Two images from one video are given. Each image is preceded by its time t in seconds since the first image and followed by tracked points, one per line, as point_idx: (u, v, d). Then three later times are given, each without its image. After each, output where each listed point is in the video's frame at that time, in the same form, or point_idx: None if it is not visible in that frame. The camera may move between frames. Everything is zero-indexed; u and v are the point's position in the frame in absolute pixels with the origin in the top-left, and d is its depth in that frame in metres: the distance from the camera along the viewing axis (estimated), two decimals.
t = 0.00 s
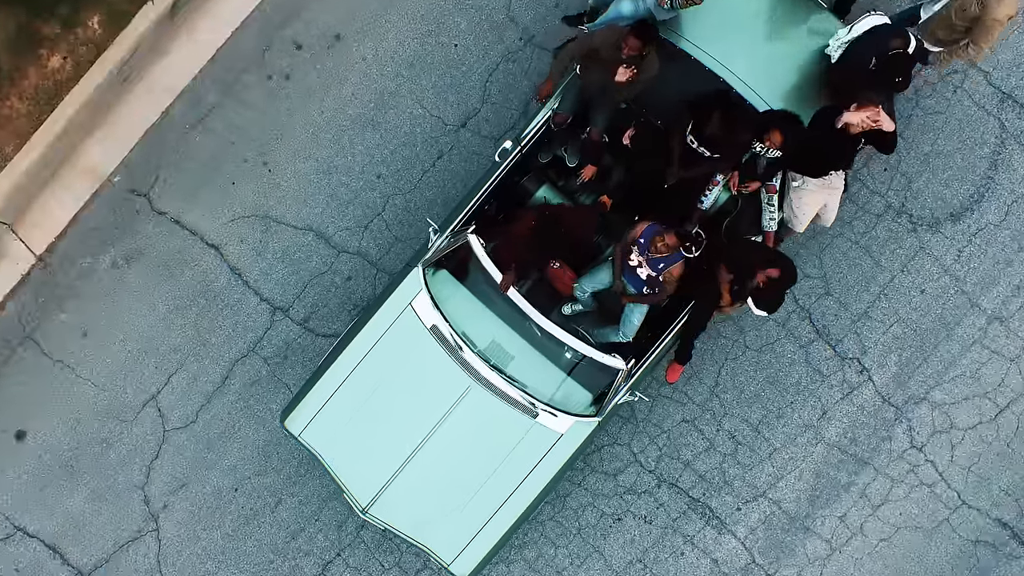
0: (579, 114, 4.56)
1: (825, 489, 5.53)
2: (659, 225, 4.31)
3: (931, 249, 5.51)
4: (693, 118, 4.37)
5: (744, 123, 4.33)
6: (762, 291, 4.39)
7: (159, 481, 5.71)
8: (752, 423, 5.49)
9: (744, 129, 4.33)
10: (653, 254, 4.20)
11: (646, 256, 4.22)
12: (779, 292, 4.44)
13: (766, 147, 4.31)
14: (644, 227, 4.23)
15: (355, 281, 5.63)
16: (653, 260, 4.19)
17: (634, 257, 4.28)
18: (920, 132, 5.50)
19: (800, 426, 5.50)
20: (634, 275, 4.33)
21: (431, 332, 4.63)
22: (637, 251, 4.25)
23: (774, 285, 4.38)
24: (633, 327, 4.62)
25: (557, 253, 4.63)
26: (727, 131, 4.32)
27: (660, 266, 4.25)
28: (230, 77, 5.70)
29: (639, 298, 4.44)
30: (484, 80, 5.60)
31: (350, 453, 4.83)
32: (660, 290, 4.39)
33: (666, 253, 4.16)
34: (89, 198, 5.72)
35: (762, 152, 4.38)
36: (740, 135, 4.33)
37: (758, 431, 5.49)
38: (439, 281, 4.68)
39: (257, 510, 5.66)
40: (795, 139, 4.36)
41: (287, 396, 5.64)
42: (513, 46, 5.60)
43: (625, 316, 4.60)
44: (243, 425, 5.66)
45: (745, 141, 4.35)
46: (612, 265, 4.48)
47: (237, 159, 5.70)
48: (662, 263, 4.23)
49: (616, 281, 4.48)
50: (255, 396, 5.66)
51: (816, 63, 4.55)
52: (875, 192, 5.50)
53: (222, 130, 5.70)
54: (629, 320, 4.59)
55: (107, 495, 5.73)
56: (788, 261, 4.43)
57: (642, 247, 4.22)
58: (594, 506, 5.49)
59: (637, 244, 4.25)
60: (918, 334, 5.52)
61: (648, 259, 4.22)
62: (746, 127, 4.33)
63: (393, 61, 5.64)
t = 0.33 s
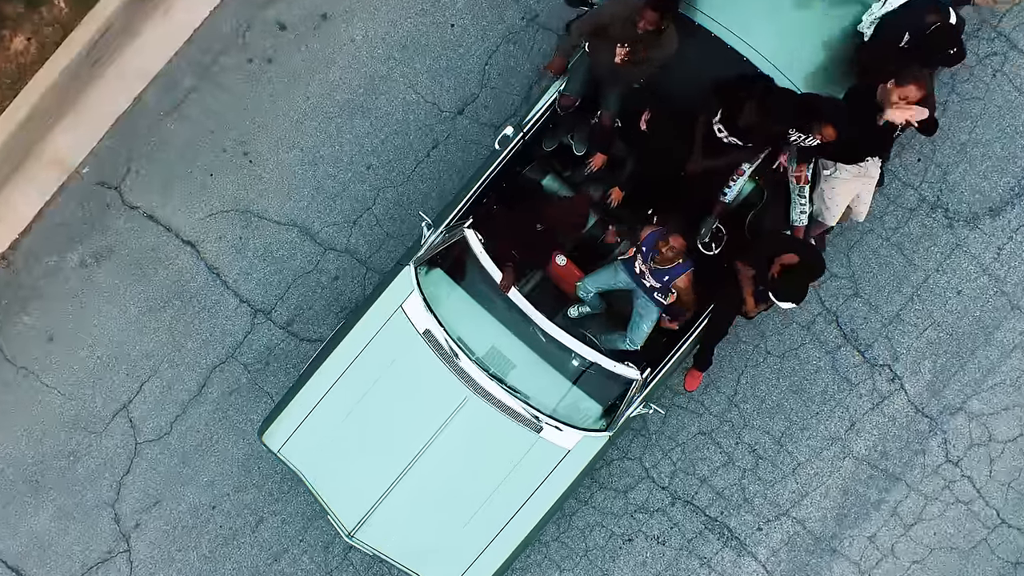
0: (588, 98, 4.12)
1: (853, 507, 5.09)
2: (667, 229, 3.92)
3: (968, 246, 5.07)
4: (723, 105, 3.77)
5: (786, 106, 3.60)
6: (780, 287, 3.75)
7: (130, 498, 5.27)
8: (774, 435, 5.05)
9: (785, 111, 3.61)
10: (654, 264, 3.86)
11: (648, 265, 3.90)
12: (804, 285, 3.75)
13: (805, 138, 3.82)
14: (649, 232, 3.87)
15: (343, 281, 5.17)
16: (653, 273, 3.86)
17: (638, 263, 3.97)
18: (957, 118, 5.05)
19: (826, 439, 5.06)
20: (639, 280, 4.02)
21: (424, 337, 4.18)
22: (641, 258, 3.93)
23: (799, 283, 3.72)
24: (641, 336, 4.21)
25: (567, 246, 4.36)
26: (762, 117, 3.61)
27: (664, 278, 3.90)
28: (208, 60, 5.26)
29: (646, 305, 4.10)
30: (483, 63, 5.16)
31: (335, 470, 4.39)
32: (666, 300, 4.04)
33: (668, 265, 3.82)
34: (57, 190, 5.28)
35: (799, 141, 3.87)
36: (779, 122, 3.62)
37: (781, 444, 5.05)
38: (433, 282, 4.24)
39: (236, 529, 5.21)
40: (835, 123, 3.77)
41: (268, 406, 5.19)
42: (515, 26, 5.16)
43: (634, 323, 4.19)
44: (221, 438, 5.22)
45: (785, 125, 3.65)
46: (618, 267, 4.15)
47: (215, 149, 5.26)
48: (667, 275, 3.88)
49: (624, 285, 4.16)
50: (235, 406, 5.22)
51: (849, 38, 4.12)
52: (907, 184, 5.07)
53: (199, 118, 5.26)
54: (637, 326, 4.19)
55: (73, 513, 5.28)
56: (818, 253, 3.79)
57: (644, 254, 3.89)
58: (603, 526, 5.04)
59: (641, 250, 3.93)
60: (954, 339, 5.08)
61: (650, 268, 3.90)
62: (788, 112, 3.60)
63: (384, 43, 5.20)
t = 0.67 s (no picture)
0: (599, 75, 3.66)
1: (888, 530, 4.62)
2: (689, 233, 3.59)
3: (1015, 243, 4.60)
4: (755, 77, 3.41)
5: (829, 79, 3.27)
6: (810, 236, 3.49)
7: (93, 519, 4.80)
8: (801, 451, 4.59)
9: (830, 86, 3.28)
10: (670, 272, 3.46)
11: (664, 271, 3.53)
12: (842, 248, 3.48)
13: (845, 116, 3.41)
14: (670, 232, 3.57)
15: (326, 282, 4.69)
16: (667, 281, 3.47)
17: (653, 269, 3.60)
18: (1003, 102, 4.59)
19: (857, 455, 4.61)
20: (655, 285, 3.65)
21: (413, 344, 3.73)
22: (655, 263, 3.58)
23: (838, 233, 3.45)
24: (661, 346, 3.76)
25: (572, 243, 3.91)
26: (802, 93, 3.30)
27: (680, 287, 3.50)
28: (179, 39, 4.80)
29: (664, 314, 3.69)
30: (481, 42, 4.70)
31: (310, 495, 3.86)
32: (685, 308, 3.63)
33: (684, 276, 3.40)
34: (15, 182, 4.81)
35: (836, 121, 3.46)
36: (819, 97, 3.29)
37: (808, 461, 4.59)
38: (423, 282, 3.78)
39: (209, 554, 4.75)
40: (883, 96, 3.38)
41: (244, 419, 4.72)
42: (515, 1, 4.69)
43: (651, 332, 3.75)
44: (193, 454, 4.76)
45: (829, 102, 3.32)
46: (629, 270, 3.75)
47: (187, 137, 4.80)
48: (685, 284, 3.48)
49: (638, 289, 3.77)
50: (208, 418, 4.75)
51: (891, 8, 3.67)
52: (947, 175, 4.61)
53: (169, 102, 4.80)
54: (656, 337, 3.75)
55: (30, 536, 4.81)
56: (865, 223, 3.51)
57: (660, 259, 3.55)
58: (612, 551, 4.58)
59: (657, 254, 3.58)
60: (998, 346, 4.61)
61: (665, 275, 3.53)
62: (827, 85, 3.28)
63: (372, 21, 4.74)
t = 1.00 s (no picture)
0: (610, 43, 3.16)
1: (930, 558, 4.14)
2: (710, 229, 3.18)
3: None
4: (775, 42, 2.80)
5: (859, 31, 2.60)
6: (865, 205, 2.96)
7: (48, 543, 4.33)
8: (833, 470, 4.14)
9: (862, 37, 2.60)
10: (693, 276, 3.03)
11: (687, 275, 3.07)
12: (913, 216, 2.89)
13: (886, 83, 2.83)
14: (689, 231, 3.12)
15: (306, 281, 4.22)
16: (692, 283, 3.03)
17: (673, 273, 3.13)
18: None
19: (895, 473, 4.15)
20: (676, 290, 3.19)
21: (400, 352, 3.28)
22: (676, 266, 3.11)
23: (905, 194, 2.88)
24: (686, 358, 3.31)
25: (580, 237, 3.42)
26: (827, 52, 2.63)
27: (706, 293, 3.05)
28: (145, 13, 4.35)
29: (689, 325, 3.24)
30: (478, 15, 4.24)
31: (287, 520, 3.39)
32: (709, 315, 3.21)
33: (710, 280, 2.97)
34: None
35: (883, 88, 2.87)
36: (846, 54, 2.62)
37: (840, 480, 4.14)
38: (411, 281, 3.32)
39: None
40: (937, 57, 2.83)
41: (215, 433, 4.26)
42: None
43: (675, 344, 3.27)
44: (160, 471, 4.31)
45: (863, 58, 2.66)
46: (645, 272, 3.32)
47: (153, 121, 4.34)
48: (710, 290, 3.05)
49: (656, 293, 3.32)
50: (176, 432, 4.30)
51: None
52: (995, 163, 4.16)
53: (133, 82, 4.35)
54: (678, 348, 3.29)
55: None
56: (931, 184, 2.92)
57: (681, 262, 3.08)
58: None
59: (677, 257, 3.10)
60: None
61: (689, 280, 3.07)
62: (859, 42, 2.60)
63: None
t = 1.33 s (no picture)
0: None
1: None
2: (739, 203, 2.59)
3: None
4: None
5: None
6: (977, 169, 2.33)
7: None
8: (867, 489, 3.73)
9: None
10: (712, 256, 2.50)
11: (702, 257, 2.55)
12: None
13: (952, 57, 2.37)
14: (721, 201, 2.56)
15: (283, 279, 3.80)
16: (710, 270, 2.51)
17: (688, 257, 2.62)
18: None
19: (936, 493, 3.73)
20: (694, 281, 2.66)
21: (384, 361, 2.86)
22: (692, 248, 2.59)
23: None
24: (711, 366, 2.85)
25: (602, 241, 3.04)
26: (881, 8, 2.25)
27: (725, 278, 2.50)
28: None
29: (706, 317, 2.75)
30: None
31: (261, 543, 2.97)
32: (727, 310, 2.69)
33: (729, 263, 2.45)
34: None
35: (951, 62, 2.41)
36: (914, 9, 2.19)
37: (875, 500, 3.73)
38: (396, 280, 2.91)
39: None
40: None
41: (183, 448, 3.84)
42: None
43: (696, 349, 2.83)
44: (122, 490, 3.89)
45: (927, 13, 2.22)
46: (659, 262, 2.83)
47: (114, 103, 3.92)
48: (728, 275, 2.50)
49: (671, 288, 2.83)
50: (140, 446, 3.88)
51: None
52: None
53: (92, 60, 3.93)
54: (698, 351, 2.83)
55: None
56: None
57: (699, 242, 2.55)
58: None
59: (695, 236, 2.56)
60: None
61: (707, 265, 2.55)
62: None
63: None
